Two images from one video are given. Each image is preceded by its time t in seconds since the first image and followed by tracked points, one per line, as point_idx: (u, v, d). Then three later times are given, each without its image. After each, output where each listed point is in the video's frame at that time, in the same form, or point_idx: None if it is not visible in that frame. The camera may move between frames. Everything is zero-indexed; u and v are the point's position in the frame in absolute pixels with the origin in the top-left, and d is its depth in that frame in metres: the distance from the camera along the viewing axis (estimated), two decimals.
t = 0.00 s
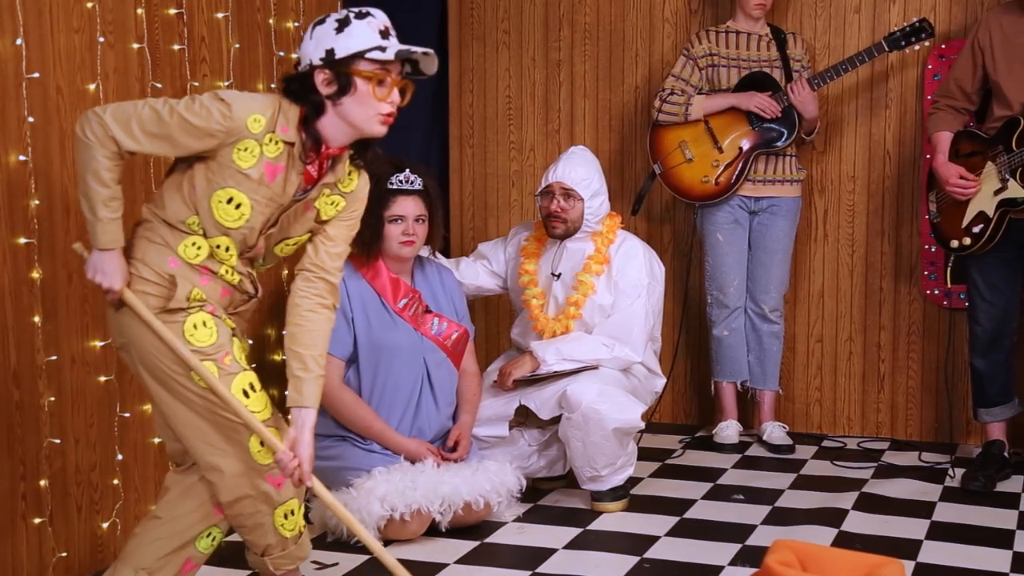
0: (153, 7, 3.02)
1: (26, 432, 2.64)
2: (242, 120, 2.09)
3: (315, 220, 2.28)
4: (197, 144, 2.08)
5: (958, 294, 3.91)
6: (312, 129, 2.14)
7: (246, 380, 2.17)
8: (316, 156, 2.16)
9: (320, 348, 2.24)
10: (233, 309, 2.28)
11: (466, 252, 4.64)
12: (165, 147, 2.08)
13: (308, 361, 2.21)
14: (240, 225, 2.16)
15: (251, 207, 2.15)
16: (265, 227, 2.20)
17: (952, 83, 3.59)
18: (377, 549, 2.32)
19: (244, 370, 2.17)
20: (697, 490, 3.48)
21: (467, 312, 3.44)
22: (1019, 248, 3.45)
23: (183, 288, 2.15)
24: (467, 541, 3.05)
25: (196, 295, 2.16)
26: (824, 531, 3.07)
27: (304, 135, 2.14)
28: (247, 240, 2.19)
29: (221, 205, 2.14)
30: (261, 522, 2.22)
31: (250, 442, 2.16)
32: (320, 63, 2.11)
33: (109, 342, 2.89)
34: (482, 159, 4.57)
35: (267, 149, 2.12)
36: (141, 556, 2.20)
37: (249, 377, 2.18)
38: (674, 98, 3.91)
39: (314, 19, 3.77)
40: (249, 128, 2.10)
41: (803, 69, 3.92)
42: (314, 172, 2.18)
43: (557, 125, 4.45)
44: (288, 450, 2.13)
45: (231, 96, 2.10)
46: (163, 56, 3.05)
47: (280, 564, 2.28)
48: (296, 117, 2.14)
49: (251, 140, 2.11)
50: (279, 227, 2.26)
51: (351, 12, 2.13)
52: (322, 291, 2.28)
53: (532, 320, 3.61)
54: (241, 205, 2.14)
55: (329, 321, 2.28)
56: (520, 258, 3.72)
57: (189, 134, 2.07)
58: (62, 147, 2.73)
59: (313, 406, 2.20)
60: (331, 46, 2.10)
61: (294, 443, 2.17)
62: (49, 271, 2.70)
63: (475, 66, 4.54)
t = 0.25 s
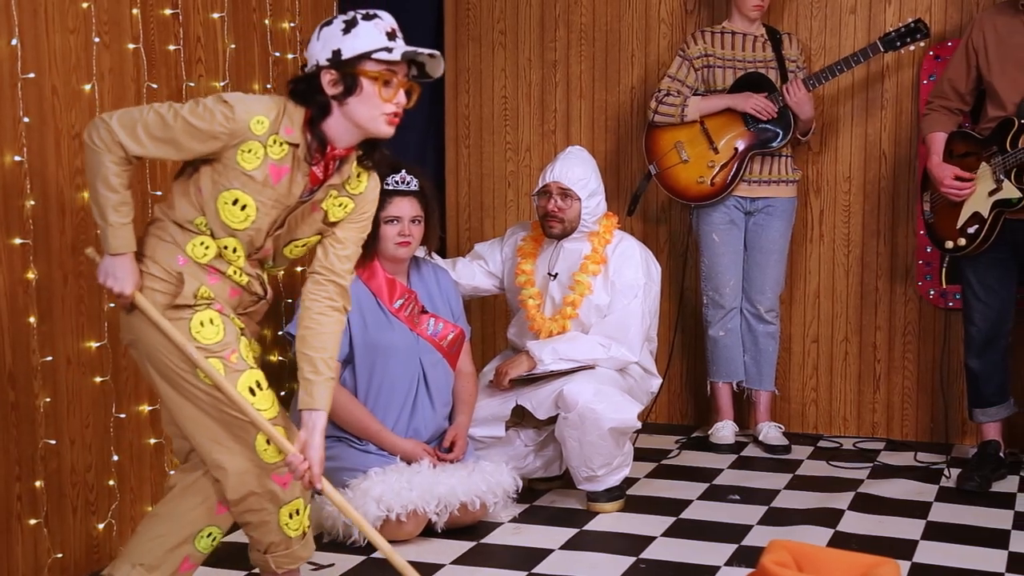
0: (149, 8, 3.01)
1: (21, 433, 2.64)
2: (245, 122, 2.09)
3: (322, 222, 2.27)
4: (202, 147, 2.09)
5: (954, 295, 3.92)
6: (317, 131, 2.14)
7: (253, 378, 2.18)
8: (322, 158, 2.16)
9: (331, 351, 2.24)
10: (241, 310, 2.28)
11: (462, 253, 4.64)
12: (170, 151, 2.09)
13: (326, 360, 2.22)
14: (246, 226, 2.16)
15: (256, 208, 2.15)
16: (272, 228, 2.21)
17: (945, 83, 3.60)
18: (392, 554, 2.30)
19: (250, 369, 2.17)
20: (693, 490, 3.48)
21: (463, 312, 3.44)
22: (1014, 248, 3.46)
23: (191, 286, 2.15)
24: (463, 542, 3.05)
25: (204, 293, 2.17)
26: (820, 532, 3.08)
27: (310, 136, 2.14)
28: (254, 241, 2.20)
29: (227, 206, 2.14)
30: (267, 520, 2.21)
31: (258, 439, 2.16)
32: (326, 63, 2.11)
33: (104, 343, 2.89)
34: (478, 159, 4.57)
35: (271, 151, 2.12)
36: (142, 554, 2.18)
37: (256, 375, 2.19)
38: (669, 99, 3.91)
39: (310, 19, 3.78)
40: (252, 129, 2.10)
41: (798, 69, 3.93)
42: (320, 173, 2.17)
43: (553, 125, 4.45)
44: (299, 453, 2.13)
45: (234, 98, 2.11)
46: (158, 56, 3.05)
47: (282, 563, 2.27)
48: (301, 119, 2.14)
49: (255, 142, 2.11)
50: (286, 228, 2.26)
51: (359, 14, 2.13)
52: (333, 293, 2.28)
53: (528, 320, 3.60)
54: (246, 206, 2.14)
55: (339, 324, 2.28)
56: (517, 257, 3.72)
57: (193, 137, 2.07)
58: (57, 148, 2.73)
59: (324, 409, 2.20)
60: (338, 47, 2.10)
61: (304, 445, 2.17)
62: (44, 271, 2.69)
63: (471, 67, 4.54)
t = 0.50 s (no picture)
0: (145, 8, 3.01)
1: (18, 433, 2.64)
2: (250, 119, 2.08)
3: (333, 219, 2.23)
4: (209, 145, 2.07)
5: (951, 296, 3.91)
6: (326, 127, 2.12)
7: (262, 375, 2.17)
8: (330, 155, 2.14)
9: (343, 349, 2.22)
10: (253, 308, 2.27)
11: (459, 253, 4.64)
12: (178, 148, 2.08)
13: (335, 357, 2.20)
14: (255, 223, 2.14)
15: (265, 205, 2.13)
16: (281, 226, 2.18)
17: (940, 84, 3.60)
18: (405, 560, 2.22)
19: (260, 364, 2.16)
20: (689, 491, 3.48)
21: (461, 313, 3.44)
22: (1011, 248, 3.46)
23: (203, 281, 2.15)
24: (460, 542, 3.05)
25: (216, 289, 2.16)
26: (816, 532, 3.07)
27: (318, 133, 2.12)
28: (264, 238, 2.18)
29: (236, 203, 2.13)
30: (271, 518, 2.19)
31: (265, 435, 2.15)
32: (336, 59, 2.08)
33: (101, 343, 2.89)
34: (475, 159, 4.57)
35: (278, 148, 2.10)
36: (144, 545, 2.21)
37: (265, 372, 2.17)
38: (666, 100, 3.91)
39: (307, 19, 3.78)
40: (257, 126, 2.08)
41: (794, 69, 3.93)
42: (327, 170, 2.16)
43: (550, 126, 4.45)
44: (309, 448, 2.11)
45: (240, 95, 2.09)
46: (155, 56, 3.05)
47: (283, 562, 2.25)
48: (308, 116, 2.12)
49: (261, 139, 2.09)
50: (296, 226, 2.22)
51: (370, 10, 2.10)
52: (344, 290, 2.25)
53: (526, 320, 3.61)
54: (255, 203, 2.13)
55: (351, 322, 2.26)
56: (514, 257, 3.72)
57: (200, 135, 2.06)
58: (54, 149, 2.72)
59: (334, 406, 2.18)
60: (348, 43, 2.08)
61: (315, 441, 2.15)
62: (41, 272, 2.69)
63: (468, 67, 4.54)
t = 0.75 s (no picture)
0: (143, 9, 3.01)
1: (16, 434, 2.64)
2: (261, 115, 2.06)
3: (343, 216, 2.22)
4: (220, 140, 2.06)
5: (947, 297, 3.92)
6: (341, 124, 2.09)
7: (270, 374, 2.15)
8: (342, 153, 2.12)
9: (353, 346, 2.20)
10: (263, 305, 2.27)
11: (456, 253, 4.64)
12: (189, 142, 2.07)
13: (346, 353, 2.19)
14: (267, 219, 2.13)
15: (276, 201, 2.12)
16: (292, 223, 2.18)
17: (935, 85, 3.59)
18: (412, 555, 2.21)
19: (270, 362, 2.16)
20: (687, 492, 3.48)
21: (459, 314, 3.45)
22: (1006, 249, 3.46)
23: (214, 278, 2.14)
24: (458, 543, 3.05)
25: (227, 285, 2.16)
26: (815, 533, 3.07)
27: (331, 130, 2.10)
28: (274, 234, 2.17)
29: (247, 199, 2.12)
30: (271, 517, 2.18)
31: (269, 435, 2.15)
32: (354, 56, 2.06)
33: (99, 343, 2.89)
34: (473, 160, 4.58)
35: (290, 144, 2.08)
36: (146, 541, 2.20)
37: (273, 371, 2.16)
38: (664, 100, 3.90)
39: (306, 20, 3.79)
40: (269, 123, 2.06)
41: (791, 70, 3.94)
42: (339, 167, 2.13)
43: (548, 126, 4.45)
44: (320, 444, 2.11)
45: (252, 91, 2.08)
46: (153, 57, 3.05)
47: (283, 563, 2.22)
48: (321, 112, 2.10)
49: (273, 135, 2.07)
50: (307, 223, 2.21)
51: (388, 9, 2.09)
52: (355, 287, 2.23)
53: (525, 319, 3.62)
54: (266, 199, 2.11)
55: (362, 319, 2.23)
56: (513, 256, 3.72)
57: (211, 130, 2.05)
58: (52, 149, 2.72)
59: (346, 402, 2.17)
60: (366, 40, 2.05)
61: (326, 438, 2.14)
62: (38, 272, 2.70)
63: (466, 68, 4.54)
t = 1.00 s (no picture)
0: (143, 9, 3.01)
1: (15, 435, 2.64)
2: (275, 113, 2.06)
3: (355, 215, 2.23)
4: (232, 137, 2.06)
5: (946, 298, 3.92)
6: (358, 122, 2.09)
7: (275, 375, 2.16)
8: (358, 151, 2.12)
9: (364, 345, 2.20)
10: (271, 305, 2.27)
11: (456, 254, 4.65)
12: (201, 138, 2.06)
13: (357, 353, 2.18)
14: (279, 217, 2.13)
15: (289, 200, 2.12)
16: (304, 220, 2.17)
17: (931, 86, 3.60)
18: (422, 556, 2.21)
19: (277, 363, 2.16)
20: (687, 492, 3.48)
21: (458, 314, 3.45)
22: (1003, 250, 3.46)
23: (225, 276, 2.14)
24: (458, 543, 3.05)
25: (237, 283, 2.15)
26: (815, 533, 3.07)
27: (348, 128, 2.09)
28: (286, 233, 2.16)
29: (260, 197, 2.11)
30: (271, 517, 2.18)
31: (273, 435, 2.15)
32: (374, 55, 2.07)
33: (99, 344, 2.89)
34: (473, 160, 4.58)
35: (304, 142, 2.08)
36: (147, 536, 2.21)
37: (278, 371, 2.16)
38: (664, 101, 3.90)
39: (307, 19, 3.79)
40: (283, 120, 2.06)
41: (791, 69, 3.94)
42: (354, 166, 2.14)
43: (548, 126, 4.45)
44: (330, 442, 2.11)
45: (267, 88, 2.07)
46: (152, 57, 3.05)
47: (281, 563, 2.23)
48: (336, 109, 2.10)
49: (287, 133, 2.07)
50: (320, 221, 2.23)
51: (407, 10, 2.10)
52: (367, 286, 2.22)
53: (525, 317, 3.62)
54: (279, 197, 2.11)
55: (374, 317, 2.23)
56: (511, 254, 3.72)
57: (224, 127, 2.05)
58: (51, 150, 2.72)
59: (358, 401, 2.16)
60: (386, 39, 2.06)
61: (337, 436, 2.15)
62: (38, 272, 2.70)
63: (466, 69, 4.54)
